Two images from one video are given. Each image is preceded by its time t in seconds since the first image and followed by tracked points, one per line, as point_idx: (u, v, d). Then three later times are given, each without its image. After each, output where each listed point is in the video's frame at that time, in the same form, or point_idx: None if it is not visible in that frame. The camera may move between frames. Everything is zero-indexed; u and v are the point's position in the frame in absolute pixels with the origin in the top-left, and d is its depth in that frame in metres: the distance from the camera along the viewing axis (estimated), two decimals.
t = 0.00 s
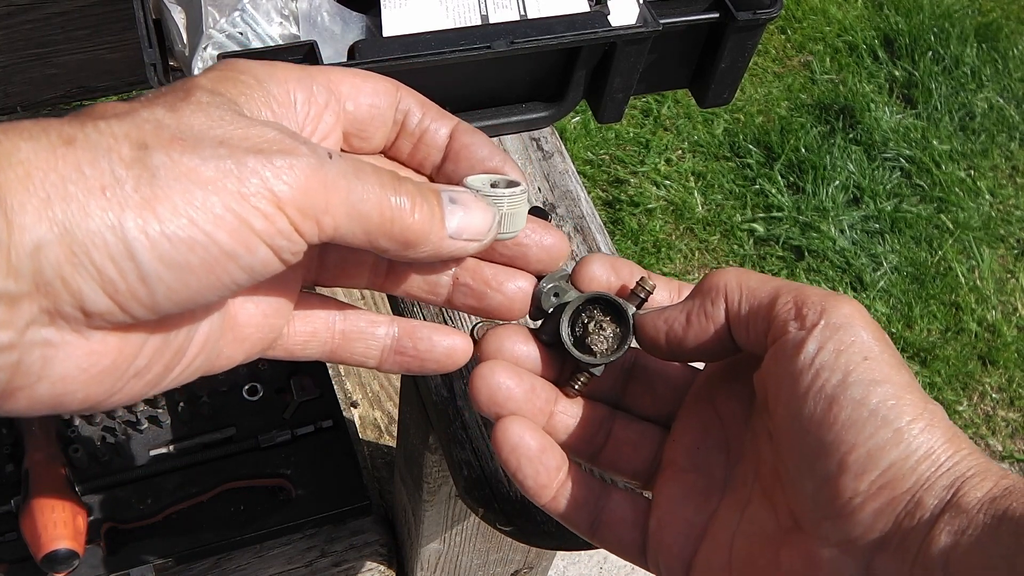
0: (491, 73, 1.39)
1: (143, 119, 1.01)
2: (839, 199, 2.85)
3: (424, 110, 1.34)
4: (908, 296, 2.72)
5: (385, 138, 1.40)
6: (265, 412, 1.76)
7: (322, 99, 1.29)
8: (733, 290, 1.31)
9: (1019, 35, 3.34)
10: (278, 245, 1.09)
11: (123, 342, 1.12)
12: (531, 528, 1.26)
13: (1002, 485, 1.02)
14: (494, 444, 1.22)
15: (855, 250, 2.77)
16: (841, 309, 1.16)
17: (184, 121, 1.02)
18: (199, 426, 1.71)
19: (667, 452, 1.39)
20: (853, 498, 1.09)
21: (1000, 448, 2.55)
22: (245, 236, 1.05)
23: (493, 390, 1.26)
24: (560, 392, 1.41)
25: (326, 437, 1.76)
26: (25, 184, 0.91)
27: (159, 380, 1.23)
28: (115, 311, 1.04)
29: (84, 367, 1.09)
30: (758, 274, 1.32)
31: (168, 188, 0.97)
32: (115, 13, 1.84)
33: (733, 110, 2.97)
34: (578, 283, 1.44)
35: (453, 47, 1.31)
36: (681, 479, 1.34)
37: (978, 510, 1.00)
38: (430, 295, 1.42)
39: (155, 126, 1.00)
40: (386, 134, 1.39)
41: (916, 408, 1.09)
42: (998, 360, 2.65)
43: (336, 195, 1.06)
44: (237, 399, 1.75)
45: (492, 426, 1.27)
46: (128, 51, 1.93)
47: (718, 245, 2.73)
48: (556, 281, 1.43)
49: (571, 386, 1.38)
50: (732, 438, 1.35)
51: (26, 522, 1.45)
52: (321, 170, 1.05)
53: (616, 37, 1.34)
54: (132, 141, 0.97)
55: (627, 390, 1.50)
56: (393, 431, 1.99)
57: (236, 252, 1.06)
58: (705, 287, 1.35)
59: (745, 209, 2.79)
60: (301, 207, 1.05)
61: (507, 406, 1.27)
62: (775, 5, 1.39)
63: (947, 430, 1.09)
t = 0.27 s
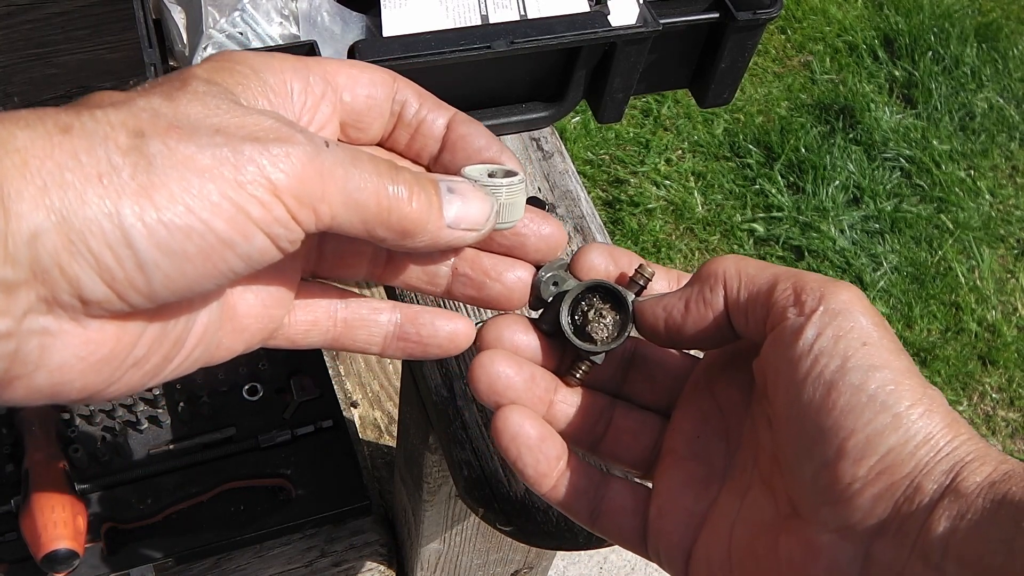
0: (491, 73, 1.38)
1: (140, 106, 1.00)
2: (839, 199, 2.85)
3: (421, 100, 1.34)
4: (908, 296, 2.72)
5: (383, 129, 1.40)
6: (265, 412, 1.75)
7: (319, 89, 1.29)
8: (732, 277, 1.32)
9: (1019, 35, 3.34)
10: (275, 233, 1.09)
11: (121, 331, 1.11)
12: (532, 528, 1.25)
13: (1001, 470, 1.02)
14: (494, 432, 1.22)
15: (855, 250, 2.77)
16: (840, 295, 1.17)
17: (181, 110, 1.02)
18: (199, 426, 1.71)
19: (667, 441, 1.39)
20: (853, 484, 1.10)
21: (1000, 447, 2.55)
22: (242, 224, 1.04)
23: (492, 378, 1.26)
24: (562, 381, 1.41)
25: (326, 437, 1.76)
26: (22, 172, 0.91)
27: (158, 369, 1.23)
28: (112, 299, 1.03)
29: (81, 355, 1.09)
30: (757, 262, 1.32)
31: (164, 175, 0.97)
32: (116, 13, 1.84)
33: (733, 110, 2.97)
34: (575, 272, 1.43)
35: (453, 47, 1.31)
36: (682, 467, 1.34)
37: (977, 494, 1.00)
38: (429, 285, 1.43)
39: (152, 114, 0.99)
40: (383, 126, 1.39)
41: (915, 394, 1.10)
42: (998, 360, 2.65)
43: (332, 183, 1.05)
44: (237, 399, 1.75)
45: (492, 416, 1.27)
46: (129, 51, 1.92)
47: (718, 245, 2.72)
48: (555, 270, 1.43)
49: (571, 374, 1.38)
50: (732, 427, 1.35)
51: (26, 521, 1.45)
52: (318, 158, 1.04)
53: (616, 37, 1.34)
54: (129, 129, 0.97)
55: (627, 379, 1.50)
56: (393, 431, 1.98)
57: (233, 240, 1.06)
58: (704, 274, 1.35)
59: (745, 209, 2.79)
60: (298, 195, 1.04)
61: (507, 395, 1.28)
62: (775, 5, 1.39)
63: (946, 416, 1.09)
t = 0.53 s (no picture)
0: (491, 74, 1.39)
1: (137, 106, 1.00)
2: (839, 199, 2.85)
3: (419, 97, 1.33)
4: (908, 296, 2.72)
5: (380, 126, 1.39)
6: (265, 411, 1.75)
7: (316, 88, 1.29)
8: (733, 273, 1.32)
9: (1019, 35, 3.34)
10: (272, 231, 1.09)
11: (120, 331, 1.11)
12: (532, 529, 1.24)
13: (1001, 467, 1.02)
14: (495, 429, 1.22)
15: (855, 250, 2.77)
16: (841, 291, 1.17)
17: (178, 109, 1.01)
18: (199, 425, 1.71)
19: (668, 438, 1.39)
20: (853, 480, 1.10)
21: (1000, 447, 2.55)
22: (240, 222, 1.04)
23: (494, 375, 1.26)
24: (563, 378, 1.42)
25: (326, 437, 1.76)
26: (19, 172, 0.91)
27: (157, 369, 1.23)
28: (111, 298, 1.03)
29: (80, 356, 1.09)
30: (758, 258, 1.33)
31: (161, 173, 0.96)
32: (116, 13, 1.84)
33: (733, 110, 2.97)
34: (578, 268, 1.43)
35: (453, 47, 1.32)
36: (683, 464, 1.34)
37: (977, 492, 1.00)
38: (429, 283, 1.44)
39: (149, 113, 0.99)
40: (381, 123, 1.39)
41: (916, 391, 1.10)
42: (998, 360, 2.65)
43: (330, 181, 1.06)
44: (237, 399, 1.75)
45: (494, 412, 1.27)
46: (129, 51, 1.93)
47: (718, 246, 2.72)
48: (556, 267, 1.43)
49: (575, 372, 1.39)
50: (733, 423, 1.35)
51: (26, 521, 1.45)
52: (315, 156, 1.04)
53: (616, 37, 1.34)
54: (126, 128, 0.97)
55: (629, 374, 1.50)
56: (393, 430, 1.98)
57: (231, 238, 1.05)
58: (705, 270, 1.36)
59: (745, 209, 2.79)
60: (295, 193, 1.04)
61: (510, 391, 1.28)
62: (775, 5, 1.39)
63: (946, 413, 1.10)
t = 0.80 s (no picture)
0: (491, 74, 1.39)
1: (121, 148, 1.02)
2: (839, 199, 2.85)
3: (409, 130, 1.37)
4: (908, 296, 2.72)
5: (365, 155, 1.43)
6: (265, 412, 1.75)
7: (292, 117, 1.31)
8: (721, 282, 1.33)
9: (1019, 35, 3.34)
10: (254, 276, 1.08)
11: (106, 369, 1.13)
12: (532, 528, 1.26)
13: (990, 474, 1.04)
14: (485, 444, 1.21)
15: (855, 250, 2.77)
16: (829, 300, 1.18)
17: (160, 153, 1.02)
18: (199, 426, 1.70)
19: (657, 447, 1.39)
20: (842, 488, 1.12)
21: (1000, 447, 2.55)
22: (221, 266, 1.04)
23: (484, 389, 1.25)
24: (551, 392, 1.42)
25: (326, 437, 1.76)
26: (5, 220, 0.93)
27: (145, 402, 1.25)
28: (96, 340, 1.05)
29: (67, 396, 1.11)
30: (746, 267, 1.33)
31: (143, 220, 0.98)
32: (115, 13, 1.84)
33: (733, 110, 2.97)
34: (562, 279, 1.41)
35: (453, 47, 1.31)
36: (673, 473, 1.34)
37: (966, 499, 1.03)
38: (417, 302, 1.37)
39: (131, 156, 1.00)
40: (365, 152, 1.42)
41: (904, 399, 1.11)
42: (998, 360, 2.65)
43: (310, 229, 1.03)
44: (237, 399, 1.75)
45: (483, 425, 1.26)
46: (128, 51, 1.93)
47: (718, 245, 2.72)
48: (541, 279, 1.41)
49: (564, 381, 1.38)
50: (722, 432, 1.36)
51: (26, 521, 1.45)
52: (294, 206, 1.02)
53: (616, 37, 1.34)
54: (109, 173, 0.98)
55: (616, 390, 1.49)
56: (393, 431, 1.98)
57: (214, 281, 1.06)
58: (693, 279, 1.36)
59: (745, 209, 2.79)
60: (274, 240, 1.03)
61: (500, 404, 1.26)
62: (775, 5, 1.39)
63: (934, 421, 1.11)
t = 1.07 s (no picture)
0: (491, 74, 1.39)
1: (150, 158, 0.98)
2: (839, 199, 2.85)
3: (430, 124, 1.35)
4: (908, 296, 2.72)
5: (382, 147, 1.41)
6: (265, 411, 1.75)
7: (315, 109, 1.27)
8: (727, 282, 1.34)
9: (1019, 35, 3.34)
10: (279, 285, 1.08)
11: (134, 376, 1.12)
12: (531, 528, 1.25)
13: (992, 472, 1.04)
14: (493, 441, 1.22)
15: (855, 250, 2.77)
16: (834, 300, 1.18)
17: (192, 159, 0.99)
18: (199, 426, 1.71)
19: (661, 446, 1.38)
20: (845, 486, 1.12)
21: (1000, 447, 2.55)
22: (249, 277, 1.04)
23: (492, 387, 1.25)
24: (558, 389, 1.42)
25: (326, 437, 1.76)
26: (39, 231, 0.92)
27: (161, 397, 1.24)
28: (125, 349, 1.04)
29: (94, 400, 1.10)
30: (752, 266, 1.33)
31: (177, 232, 0.96)
32: (116, 13, 1.84)
33: (733, 110, 2.97)
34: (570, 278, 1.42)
35: (453, 47, 1.31)
36: (677, 471, 1.34)
37: (968, 497, 1.02)
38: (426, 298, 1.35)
39: (164, 166, 0.98)
40: (383, 143, 1.40)
41: (908, 397, 1.11)
42: (998, 360, 2.65)
43: (335, 239, 1.03)
44: (237, 399, 1.75)
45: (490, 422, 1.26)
46: (128, 51, 1.93)
47: (718, 245, 2.72)
48: (551, 277, 1.41)
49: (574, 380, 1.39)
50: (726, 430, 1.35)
51: (26, 521, 1.45)
52: (323, 218, 1.02)
53: (616, 37, 1.34)
54: (141, 184, 0.96)
55: (622, 388, 1.49)
56: (393, 431, 1.98)
57: (241, 292, 1.05)
58: (700, 278, 1.37)
59: (745, 209, 2.79)
60: (302, 251, 1.03)
61: (507, 401, 1.27)
62: (775, 5, 1.39)
63: (937, 420, 1.11)
